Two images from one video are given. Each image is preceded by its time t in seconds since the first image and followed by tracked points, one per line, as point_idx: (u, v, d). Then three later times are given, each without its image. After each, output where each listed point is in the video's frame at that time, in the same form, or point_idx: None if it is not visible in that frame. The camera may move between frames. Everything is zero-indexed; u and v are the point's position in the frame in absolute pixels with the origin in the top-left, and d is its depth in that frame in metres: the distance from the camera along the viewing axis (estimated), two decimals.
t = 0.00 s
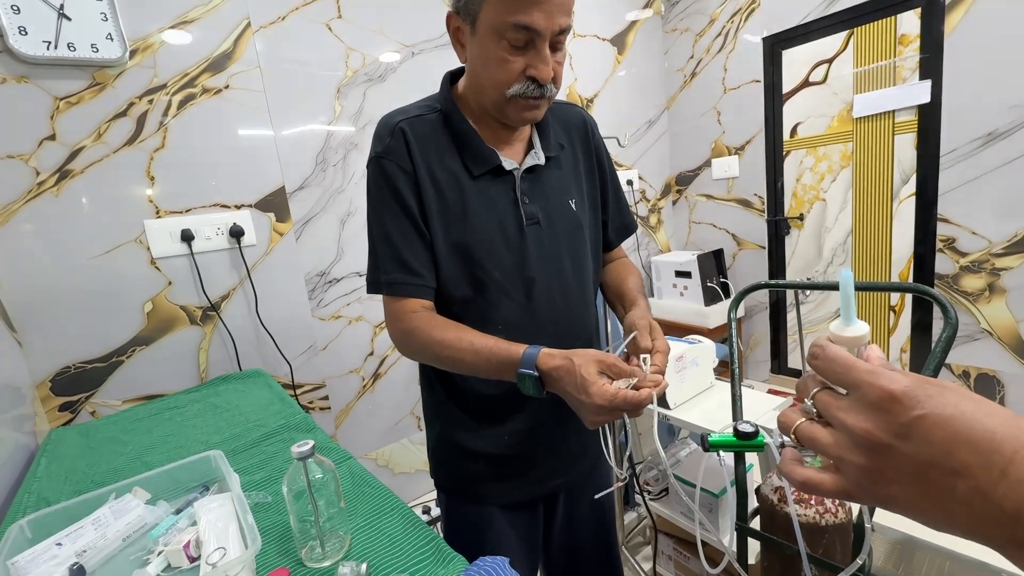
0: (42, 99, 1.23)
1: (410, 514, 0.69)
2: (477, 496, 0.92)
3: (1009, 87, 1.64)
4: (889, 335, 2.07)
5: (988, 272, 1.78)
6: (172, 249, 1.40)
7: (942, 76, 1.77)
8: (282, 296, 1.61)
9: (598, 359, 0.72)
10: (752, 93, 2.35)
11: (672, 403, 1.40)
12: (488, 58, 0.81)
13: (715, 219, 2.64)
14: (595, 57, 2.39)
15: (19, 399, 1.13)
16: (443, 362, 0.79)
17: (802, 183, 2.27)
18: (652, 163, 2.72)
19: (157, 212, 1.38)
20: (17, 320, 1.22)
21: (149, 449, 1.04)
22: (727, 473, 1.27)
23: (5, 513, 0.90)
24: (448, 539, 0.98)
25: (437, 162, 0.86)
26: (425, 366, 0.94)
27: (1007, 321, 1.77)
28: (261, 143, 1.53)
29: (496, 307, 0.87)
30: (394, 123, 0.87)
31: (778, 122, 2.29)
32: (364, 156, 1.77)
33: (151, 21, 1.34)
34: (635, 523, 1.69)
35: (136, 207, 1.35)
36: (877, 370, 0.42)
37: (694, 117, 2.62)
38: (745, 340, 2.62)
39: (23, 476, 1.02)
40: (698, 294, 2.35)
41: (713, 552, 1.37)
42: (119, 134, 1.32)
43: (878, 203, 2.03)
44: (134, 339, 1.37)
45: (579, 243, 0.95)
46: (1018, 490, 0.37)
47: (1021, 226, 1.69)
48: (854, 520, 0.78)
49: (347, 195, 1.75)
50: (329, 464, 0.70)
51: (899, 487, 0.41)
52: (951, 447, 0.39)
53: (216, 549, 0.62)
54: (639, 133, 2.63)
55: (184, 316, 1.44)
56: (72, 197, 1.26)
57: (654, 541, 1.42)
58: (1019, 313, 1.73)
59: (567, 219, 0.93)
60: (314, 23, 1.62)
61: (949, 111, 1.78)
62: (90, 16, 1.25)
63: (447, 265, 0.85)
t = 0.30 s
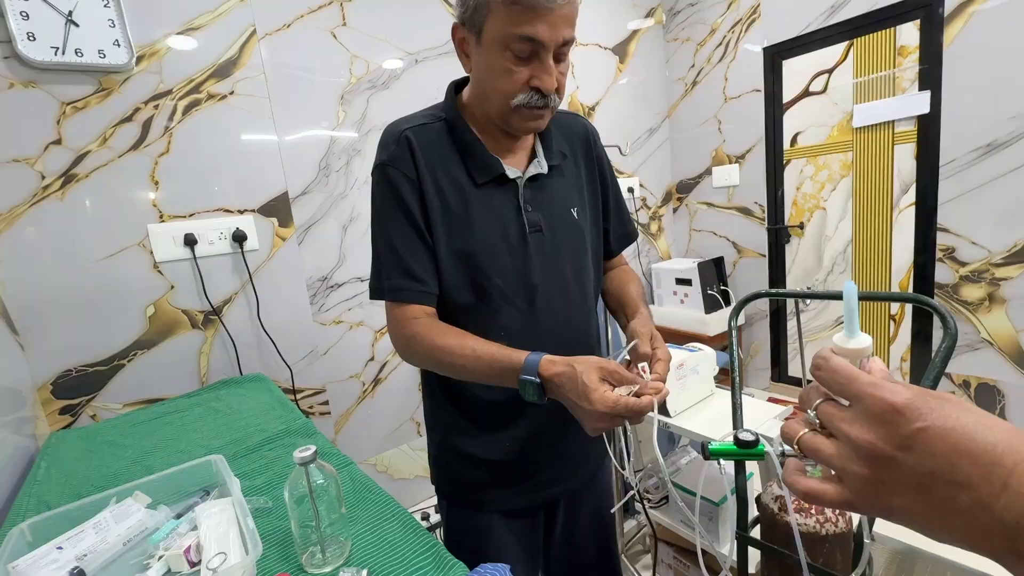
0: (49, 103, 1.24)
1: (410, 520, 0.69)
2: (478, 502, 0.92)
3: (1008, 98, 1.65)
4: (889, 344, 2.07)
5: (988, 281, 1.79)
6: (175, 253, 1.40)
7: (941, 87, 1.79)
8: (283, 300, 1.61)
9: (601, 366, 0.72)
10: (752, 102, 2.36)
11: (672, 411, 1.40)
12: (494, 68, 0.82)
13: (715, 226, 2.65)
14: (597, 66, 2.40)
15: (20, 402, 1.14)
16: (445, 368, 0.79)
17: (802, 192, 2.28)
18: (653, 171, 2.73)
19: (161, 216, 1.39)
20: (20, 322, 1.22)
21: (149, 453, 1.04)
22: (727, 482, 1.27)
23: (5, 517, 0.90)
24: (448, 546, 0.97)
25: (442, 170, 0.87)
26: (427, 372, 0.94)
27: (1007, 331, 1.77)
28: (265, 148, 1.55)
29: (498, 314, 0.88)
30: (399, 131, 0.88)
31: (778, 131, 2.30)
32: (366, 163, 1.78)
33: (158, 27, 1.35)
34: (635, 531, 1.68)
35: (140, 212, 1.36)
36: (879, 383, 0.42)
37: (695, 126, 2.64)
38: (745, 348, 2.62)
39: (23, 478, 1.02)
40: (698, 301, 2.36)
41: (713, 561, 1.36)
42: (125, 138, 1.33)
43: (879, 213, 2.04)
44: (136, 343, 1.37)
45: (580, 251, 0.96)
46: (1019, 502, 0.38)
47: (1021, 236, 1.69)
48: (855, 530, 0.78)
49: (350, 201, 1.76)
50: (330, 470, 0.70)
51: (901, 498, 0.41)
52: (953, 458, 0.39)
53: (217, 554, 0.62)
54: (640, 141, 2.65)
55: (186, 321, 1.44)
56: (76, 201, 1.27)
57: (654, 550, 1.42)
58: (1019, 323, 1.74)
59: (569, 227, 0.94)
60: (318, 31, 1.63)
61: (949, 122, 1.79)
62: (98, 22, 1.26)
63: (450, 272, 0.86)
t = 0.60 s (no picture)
0: (57, 108, 1.26)
1: (413, 526, 0.69)
2: (480, 508, 0.92)
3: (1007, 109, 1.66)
4: (889, 353, 2.08)
5: (987, 291, 1.79)
6: (179, 257, 1.41)
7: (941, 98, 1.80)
8: (286, 305, 1.62)
9: (605, 372, 0.73)
10: (753, 111, 2.38)
11: (673, 418, 1.40)
12: (500, 80, 0.84)
13: (716, 234, 2.66)
14: (599, 74, 2.42)
15: (23, 404, 1.14)
16: (450, 374, 0.80)
17: (803, 201, 2.29)
18: (654, 178, 2.75)
19: (166, 220, 1.40)
20: (24, 324, 1.23)
21: (152, 456, 1.04)
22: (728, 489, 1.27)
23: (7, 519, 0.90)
24: (449, 551, 0.97)
25: (448, 179, 0.88)
26: (430, 377, 0.95)
27: (1007, 341, 1.77)
28: (269, 153, 1.56)
29: (502, 320, 0.88)
30: (406, 139, 0.89)
31: (779, 140, 2.32)
32: (370, 169, 1.79)
33: (166, 34, 1.37)
34: (634, 539, 1.67)
35: (146, 216, 1.37)
36: (885, 397, 0.43)
37: (696, 134, 2.65)
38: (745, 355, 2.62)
39: (25, 480, 1.03)
40: (699, 309, 2.37)
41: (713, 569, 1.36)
42: (132, 143, 1.35)
43: (879, 222, 2.05)
44: (139, 346, 1.38)
45: (583, 259, 0.96)
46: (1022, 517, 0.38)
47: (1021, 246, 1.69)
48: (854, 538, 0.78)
49: (353, 206, 1.77)
50: (334, 474, 0.70)
51: (906, 512, 0.42)
52: (958, 473, 0.39)
53: (221, 557, 0.62)
54: (642, 149, 2.67)
55: (188, 324, 1.45)
56: (82, 205, 1.28)
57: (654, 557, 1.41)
58: (1019, 334, 1.74)
59: (572, 236, 0.95)
60: (324, 38, 1.65)
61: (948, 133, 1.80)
62: (107, 28, 1.28)
63: (456, 278, 0.86)
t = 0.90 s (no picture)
0: (66, 112, 1.27)
1: (414, 529, 0.70)
2: (481, 512, 0.92)
3: (1005, 119, 1.67)
4: (889, 361, 2.08)
5: (987, 300, 1.80)
6: (183, 260, 1.42)
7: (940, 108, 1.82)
8: (288, 308, 1.63)
9: (606, 379, 0.73)
10: (753, 120, 2.40)
11: (672, 424, 1.40)
12: (503, 88, 0.85)
13: (716, 241, 2.67)
14: (601, 82, 2.44)
15: (27, 405, 1.14)
16: (452, 378, 0.80)
17: (803, 209, 2.30)
18: (655, 185, 2.77)
19: (171, 224, 1.41)
20: (28, 325, 1.24)
21: (154, 458, 1.04)
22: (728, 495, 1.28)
23: (11, 519, 0.90)
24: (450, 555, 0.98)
25: (451, 186, 0.89)
26: (433, 382, 0.95)
27: (1007, 350, 1.77)
28: (274, 157, 1.57)
29: (503, 325, 0.89)
30: (410, 147, 0.90)
31: (779, 148, 2.33)
32: (373, 174, 1.81)
33: (173, 40, 1.38)
34: (633, 545, 1.65)
35: (151, 219, 1.38)
36: (879, 414, 0.43)
37: (697, 142, 2.67)
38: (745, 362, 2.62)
39: (28, 481, 1.03)
40: (699, 315, 2.37)
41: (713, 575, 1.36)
42: (138, 147, 1.36)
43: (879, 231, 2.07)
44: (142, 348, 1.38)
45: (584, 265, 0.97)
46: (1015, 533, 0.38)
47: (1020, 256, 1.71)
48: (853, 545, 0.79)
49: (356, 211, 1.79)
50: (336, 477, 0.71)
51: (901, 527, 0.42)
52: (951, 489, 0.40)
53: (223, 559, 0.63)
54: (643, 156, 2.68)
55: (191, 327, 1.45)
56: (88, 208, 1.29)
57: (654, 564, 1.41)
58: (1018, 343, 1.75)
59: (574, 242, 0.96)
60: (330, 45, 1.67)
61: (948, 142, 1.81)
62: (116, 34, 1.29)
63: (458, 284, 0.87)
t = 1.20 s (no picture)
0: (72, 114, 1.28)
1: (414, 531, 0.70)
2: (482, 516, 0.92)
3: (1006, 128, 1.68)
4: (891, 367, 2.08)
5: (989, 308, 1.80)
6: (186, 261, 1.43)
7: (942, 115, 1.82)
8: (290, 310, 1.63)
9: (603, 377, 0.73)
10: (755, 126, 2.41)
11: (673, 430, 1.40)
12: (504, 92, 0.86)
13: (718, 247, 2.67)
14: (604, 88, 2.45)
15: (29, 405, 1.15)
16: (452, 381, 0.81)
17: (805, 215, 2.31)
18: (657, 191, 2.77)
19: (174, 225, 1.41)
20: (32, 325, 1.24)
21: (155, 459, 1.04)
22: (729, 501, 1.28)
23: (12, 519, 0.90)
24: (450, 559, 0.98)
25: (453, 190, 0.89)
26: (434, 385, 0.96)
27: (1009, 358, 1.77)
28: (278, 159, 1.58)
29: (505, 329, 0.90)
30: (413, 151, 0.90)
31: (781, 155, 2.34)
32: (376, 177, 1.82)
33: (179, 43, 1.39)
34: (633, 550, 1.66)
35: (155, 220, 1.38)
36: (880, 420, 0.43)
37: (699, 148, 2.68)
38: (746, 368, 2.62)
39: (30, 481, 1.03)
40: (701, 321, 2.37)
41: None
42: (144, 149, 1.37)
43: (880, 237, 2.07)
44: (144, 349, 1.39)
45: (586, 268, 0.98)
46: (1016, 539, 0.39)
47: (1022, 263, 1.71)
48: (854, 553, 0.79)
49: (359, 214, 1.80)
50: (338, 478, 0.71)
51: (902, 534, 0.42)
52: (951, 495, 0.40)
53: (224, 560, 0.63)
54: (645, 161, 2.69)
55: (193, 328, 1.46)
56: (92, 209, 1.30)
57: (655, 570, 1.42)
58: (1020, 350, 1.74)
59: (575, 246, 0.96)
60: (334, 49, 1.69)
61: (950, 150, 1.82)
62: (124, 37, 1.31)
63: (460, 287, 0.88)
